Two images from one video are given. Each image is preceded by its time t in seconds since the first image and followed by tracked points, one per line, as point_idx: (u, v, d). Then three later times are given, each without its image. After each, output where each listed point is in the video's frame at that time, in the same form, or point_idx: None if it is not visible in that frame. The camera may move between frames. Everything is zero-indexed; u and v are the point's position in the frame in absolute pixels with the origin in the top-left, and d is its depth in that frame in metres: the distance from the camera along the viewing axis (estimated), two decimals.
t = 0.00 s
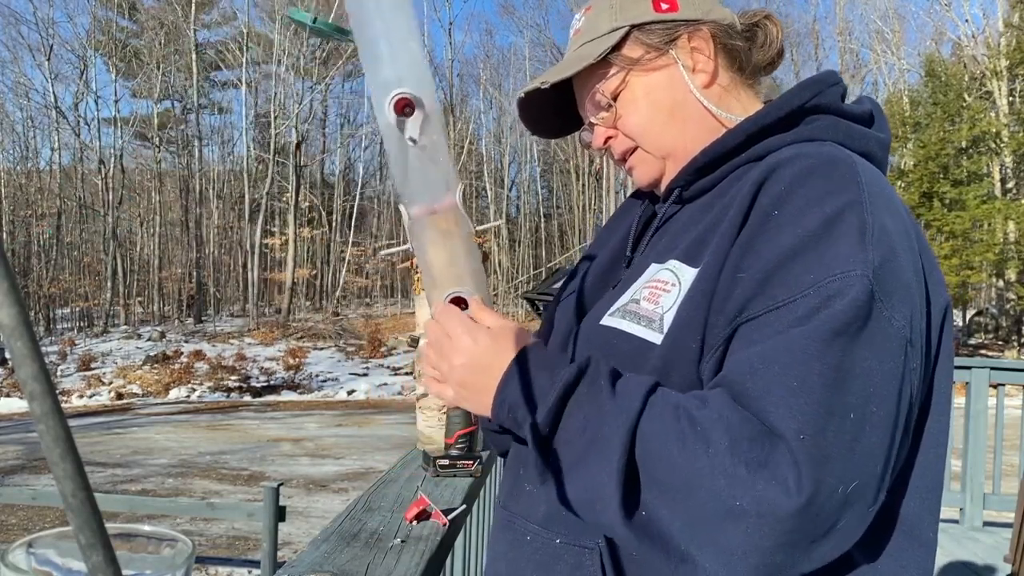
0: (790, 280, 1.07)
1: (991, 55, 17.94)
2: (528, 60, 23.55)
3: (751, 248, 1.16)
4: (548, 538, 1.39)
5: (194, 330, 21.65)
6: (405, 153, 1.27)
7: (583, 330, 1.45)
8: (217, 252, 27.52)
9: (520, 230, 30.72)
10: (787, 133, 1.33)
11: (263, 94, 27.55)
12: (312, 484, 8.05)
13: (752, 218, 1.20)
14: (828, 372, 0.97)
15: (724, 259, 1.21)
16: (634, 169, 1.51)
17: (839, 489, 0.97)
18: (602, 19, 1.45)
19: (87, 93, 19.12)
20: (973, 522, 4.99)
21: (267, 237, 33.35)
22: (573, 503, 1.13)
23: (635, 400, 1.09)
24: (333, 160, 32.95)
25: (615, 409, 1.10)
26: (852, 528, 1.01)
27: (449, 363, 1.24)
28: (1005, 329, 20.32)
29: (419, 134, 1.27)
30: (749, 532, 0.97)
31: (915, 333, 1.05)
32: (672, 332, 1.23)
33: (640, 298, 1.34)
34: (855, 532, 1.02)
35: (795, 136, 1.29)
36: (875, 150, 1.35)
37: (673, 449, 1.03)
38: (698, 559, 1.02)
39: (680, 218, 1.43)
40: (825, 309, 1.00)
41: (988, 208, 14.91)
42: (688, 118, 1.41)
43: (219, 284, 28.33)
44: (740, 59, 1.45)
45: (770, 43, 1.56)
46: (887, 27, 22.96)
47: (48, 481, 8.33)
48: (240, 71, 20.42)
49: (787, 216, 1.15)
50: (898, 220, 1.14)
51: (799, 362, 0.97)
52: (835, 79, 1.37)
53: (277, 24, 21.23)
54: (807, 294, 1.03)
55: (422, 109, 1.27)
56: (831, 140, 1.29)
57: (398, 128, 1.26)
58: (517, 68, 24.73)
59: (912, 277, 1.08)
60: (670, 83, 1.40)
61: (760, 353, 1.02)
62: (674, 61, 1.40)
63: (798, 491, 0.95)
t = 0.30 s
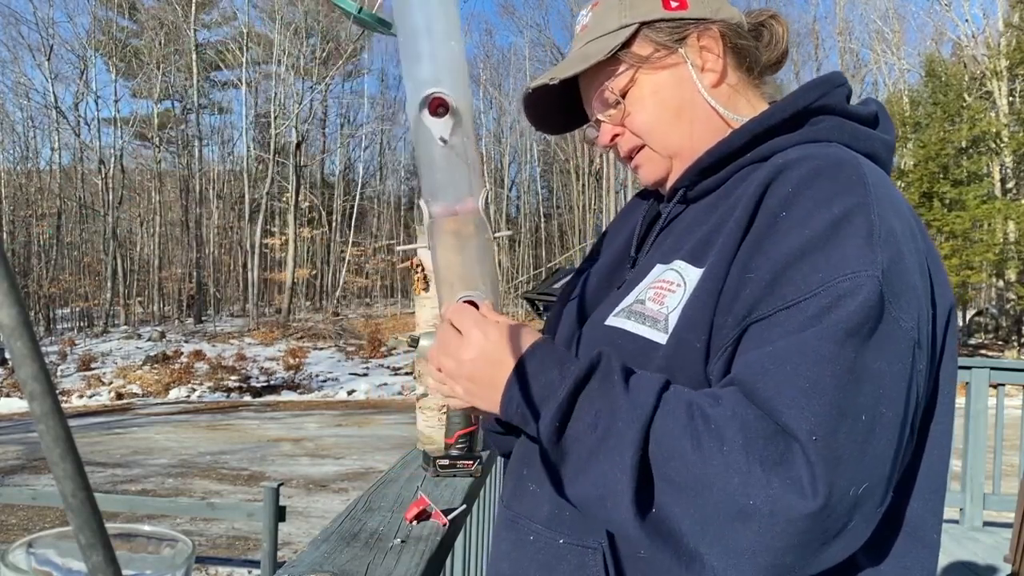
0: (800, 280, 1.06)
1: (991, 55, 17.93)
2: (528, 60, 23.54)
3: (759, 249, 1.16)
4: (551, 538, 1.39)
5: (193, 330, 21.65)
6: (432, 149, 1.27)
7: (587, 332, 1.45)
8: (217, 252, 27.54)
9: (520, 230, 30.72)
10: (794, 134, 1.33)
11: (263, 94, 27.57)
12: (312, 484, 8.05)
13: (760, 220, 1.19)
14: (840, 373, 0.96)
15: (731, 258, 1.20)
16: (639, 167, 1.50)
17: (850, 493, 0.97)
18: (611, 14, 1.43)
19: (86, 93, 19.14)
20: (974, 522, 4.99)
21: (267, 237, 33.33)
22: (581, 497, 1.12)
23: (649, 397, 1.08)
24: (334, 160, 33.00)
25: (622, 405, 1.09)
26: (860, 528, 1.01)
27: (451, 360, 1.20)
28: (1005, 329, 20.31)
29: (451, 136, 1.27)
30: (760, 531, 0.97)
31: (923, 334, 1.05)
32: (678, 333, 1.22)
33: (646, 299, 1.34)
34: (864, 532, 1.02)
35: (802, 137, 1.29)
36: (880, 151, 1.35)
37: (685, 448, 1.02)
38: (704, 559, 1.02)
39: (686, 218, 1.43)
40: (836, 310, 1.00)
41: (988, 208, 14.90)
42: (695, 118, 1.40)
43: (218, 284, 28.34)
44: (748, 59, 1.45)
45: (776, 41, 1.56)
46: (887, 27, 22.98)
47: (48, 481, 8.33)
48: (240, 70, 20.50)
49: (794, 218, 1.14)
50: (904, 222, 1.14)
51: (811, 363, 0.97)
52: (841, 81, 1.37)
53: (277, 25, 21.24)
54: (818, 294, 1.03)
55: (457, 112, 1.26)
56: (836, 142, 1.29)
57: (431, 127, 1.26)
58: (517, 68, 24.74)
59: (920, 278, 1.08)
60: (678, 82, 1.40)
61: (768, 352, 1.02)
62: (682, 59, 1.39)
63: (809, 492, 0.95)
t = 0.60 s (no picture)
0: (803, 282, 1.07)
1: (991, 55, 17.94)
2: (528, 60, 23.52)
3: (764, 251, 1.16)
4: (553, 538, 1.39)
5: (194, 330, 21.65)
6: (421, 154, 1.24)
7: (592, 330, 1.45)
8: (217, 252, 27.56)
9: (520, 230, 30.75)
10: (801, 134, 1.33)
11: (263, 94, 27.59)
12: (312, 484, 8.05)
13: (765, 222, 1.20)
14: (844, 376, 0.96)
15: (737, 259, 1.20)
16: (647, 164, 1.49)
17: (853, 494, 0.96)
18: (620, 9, 1.43)
19: (86, 93, 19.15)
20: (974, 522, 4.98)
21: (267, 237, 33.33)
22: (582, 494, 1.12)
23: (652, 392, 1.07)
24: (333, 160, 33.02)
25: (627, 403, 1.08)
26: (861, 530, 1.01)
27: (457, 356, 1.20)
28: (1005, 329, 20.31)
29: (439, 139, 1.24)
30: (761, 525, 0.97)
31: (927, 340, 1.05)
32: (683, 332, 1.22)
33: (651, 299, 1.33)
34: (865, 534, 1.02)
35: (809, 138, 1.29)
36: (886, 154, 1.35)
37: (688, 447, 1.02)
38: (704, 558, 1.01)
39: (691, 218, 1.42)
40: (840, 312, 1.00)
41: (989, 208, 14.91)
42: (704, 116, 1.40)
43: (218, 283, 28.34)
44: (756, 59, 1.45)
45: (784, 40, 1.56)
46: (887, 27, 22.99)
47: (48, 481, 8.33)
48: (240, 70, 20.58)
49: (800, 220, 1.14)
50: (909, 225, 1.14)
51: (816, 365, 0.97)
52: (849, 83, 1.37)
53: (277, 24, 21.27)
54: (822, 296, 1.03)
55: (445, 115, 1.23)
56: (843, 143, 1.29)
57: (420, 133, 1.23)
58: (517, 68, 24.77)
59: (924, 283, 1.08)
60: (688, 80, 1.39)
61: (773, 351, 1.02)
62: (693, 58, 1.39)
63: (811, 491, 0.95)
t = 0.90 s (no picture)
0: (802, 277, 1.06)
1: (991, 55, 17.95)
2: (528, 60, 23.53)
3: (763, 249, 1.16)
4: (553, 536, 1.39)
5: (194, 330, 21.66)
6: (422, 149, 1.21)
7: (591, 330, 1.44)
8: (217, 252, 27.56)
9: (520, 230, 30.78)
10: (801, 135, 1.33)
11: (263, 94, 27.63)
12: (312, 484, 8.05)
13: (767, 220, 1.20)
14: (846, 372, 0.96)
15: (736, 258, 1.20)
16: (649, 166, 1.49)
17: (845, 485, 0.96)
18: (621, 12, 1.42)
19: (86, 93, 19.18)
20: (974, 522, 4.98)
21: (267, 237, 33.33)
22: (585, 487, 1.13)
23: (651, 382, 1.07)
24: (333, 161, 33.08)
25: (627, 398, 1.08)
26: (855, 525, 1.00)
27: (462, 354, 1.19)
28: (1005, 329, 20.31)
29: (441, 136, 1.20)
30: (750, 501, 0.97)
31: (926, 337, 1.05)
32: (682, 329, 1.22)
33: (651, 297, 1.33)
34: (858, 529, 1.01)
35: (810, 138, 1.29)
36: (888, 154, 1.35)
37: (687, 439, 1.01)
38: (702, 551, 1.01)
39: (692, 218, 1.42)
40: (840, 308, 0.99)
41: (989, 208, 14.91)
42: (705, 117, 1.40)
43: (218, 283, 28.34)
44: (756, 60, 1.46)
45: (785, 41, 1.56)
46: (887, 27, 23.00)
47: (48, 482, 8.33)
48: (240, 71, 20.64)
49: (800, 218, 1.14)
50: (910, 225, 1.14)
51: (813, 358, 0.96)
52: (851, 82, 1.36)
53: (277, 24, 21.29)
54: (822, 291, 1.02)
55: (445, 114, 1.19)
56: (845, 143, 1.29)
57: (418, 129, 1.20)
58: (517, 68, 24.81)
59: (923, 282, 1.07)
60: (688, 82, 1.39)
61: (769, 341, 1.02)
62: (693, 59, 1.39)
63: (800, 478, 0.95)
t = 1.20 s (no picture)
0: (797, 273, 1.07)
1: (991, 55, 17.96)
2: (528, 60, 23.56)
3: (762, 244, 1.16)
4: (555, 532, 1.39)
5: (194, 330, 21.66)
6: (413, 157, 1.14)
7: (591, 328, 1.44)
8: (217, 252, 27.58)
9: (520, 230, 30.82)
10: (802, 134, 1.33)
11: (263, 94, 27.67)
12: (312, 484, 8.06)
13: (766, 214, 1.20)
14: (841, 366, 0.96)
15: (734, 254, 1.20)
16: (651, 169, 1.49)
17: (831, 478, 0.95)
18: (622, 15, 1.42)
19: (86, 93, 19.18)
20: (974, 522, 4.98)
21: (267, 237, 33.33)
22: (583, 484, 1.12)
23: (648, 378, 1.07)
24: (333, 160, 33.13)
25: (627, 392, 1.08)
26: (846, 519, 1.00)
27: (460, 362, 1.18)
28: (1005, 330, 20.31)
29: (435, 141, 1.12)
30: (739, 497, 0.97)
31: (922, 332, 1.04)
32: (682, 326, 1.22)
33: (650, 292, 1.32)
34: (850, 526, 1.00)
35: (811, 136, 1.29)
36: (889, 154, 1.35)
37: (681, 434, 1.01)
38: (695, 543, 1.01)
39: (693, 217, 1.42)
40: (834, 302, 0.99)
41: (989, 208, 14.91)
42: (705, 118, 1.40)
43: (218, 283, 28.36)
44: (756, 60, 1.46)
45: (786, 40, 1.56)
46: (887, 27, 23.02)
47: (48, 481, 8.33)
48: (240, 71, 20.70)
49: (798, 213, 1.14)
50: (909, 222, 1.14)
51: (808, 352, 0.96)
52: (853, 81, 1.37)
53: (277, 24, 21.30)
54: (816, 285, 1.03)
55: (439, 115, 1.12)
56: (846, 141, 1.29)
57: (409, 134, 1.12)
58: (517, 68, 24.83)
59: (920, 278, 1.07)
60: (689, 84, 1.39)
61: (764, 333, 1.02)
62: (693, 62, 1.39)
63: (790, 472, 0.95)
